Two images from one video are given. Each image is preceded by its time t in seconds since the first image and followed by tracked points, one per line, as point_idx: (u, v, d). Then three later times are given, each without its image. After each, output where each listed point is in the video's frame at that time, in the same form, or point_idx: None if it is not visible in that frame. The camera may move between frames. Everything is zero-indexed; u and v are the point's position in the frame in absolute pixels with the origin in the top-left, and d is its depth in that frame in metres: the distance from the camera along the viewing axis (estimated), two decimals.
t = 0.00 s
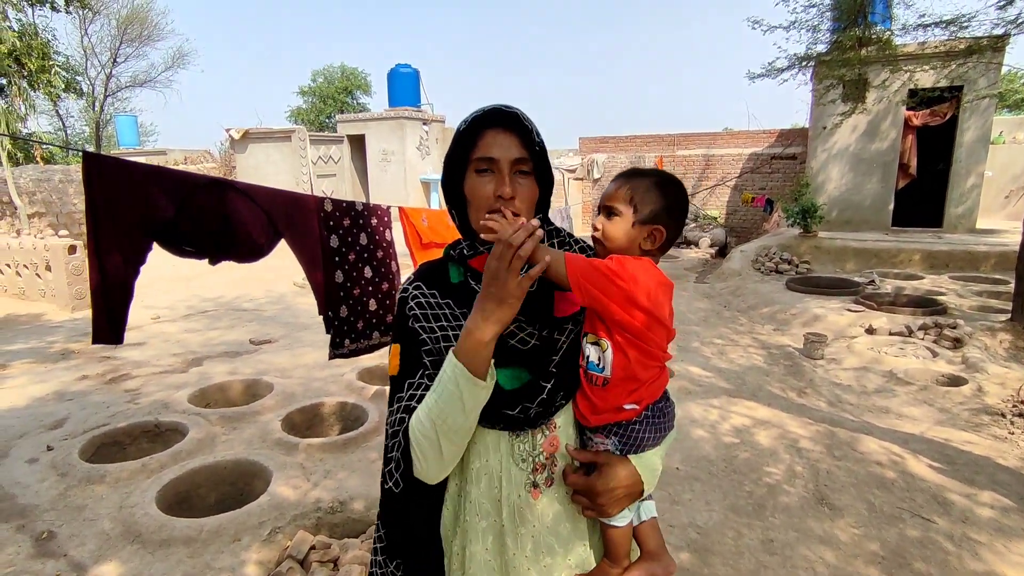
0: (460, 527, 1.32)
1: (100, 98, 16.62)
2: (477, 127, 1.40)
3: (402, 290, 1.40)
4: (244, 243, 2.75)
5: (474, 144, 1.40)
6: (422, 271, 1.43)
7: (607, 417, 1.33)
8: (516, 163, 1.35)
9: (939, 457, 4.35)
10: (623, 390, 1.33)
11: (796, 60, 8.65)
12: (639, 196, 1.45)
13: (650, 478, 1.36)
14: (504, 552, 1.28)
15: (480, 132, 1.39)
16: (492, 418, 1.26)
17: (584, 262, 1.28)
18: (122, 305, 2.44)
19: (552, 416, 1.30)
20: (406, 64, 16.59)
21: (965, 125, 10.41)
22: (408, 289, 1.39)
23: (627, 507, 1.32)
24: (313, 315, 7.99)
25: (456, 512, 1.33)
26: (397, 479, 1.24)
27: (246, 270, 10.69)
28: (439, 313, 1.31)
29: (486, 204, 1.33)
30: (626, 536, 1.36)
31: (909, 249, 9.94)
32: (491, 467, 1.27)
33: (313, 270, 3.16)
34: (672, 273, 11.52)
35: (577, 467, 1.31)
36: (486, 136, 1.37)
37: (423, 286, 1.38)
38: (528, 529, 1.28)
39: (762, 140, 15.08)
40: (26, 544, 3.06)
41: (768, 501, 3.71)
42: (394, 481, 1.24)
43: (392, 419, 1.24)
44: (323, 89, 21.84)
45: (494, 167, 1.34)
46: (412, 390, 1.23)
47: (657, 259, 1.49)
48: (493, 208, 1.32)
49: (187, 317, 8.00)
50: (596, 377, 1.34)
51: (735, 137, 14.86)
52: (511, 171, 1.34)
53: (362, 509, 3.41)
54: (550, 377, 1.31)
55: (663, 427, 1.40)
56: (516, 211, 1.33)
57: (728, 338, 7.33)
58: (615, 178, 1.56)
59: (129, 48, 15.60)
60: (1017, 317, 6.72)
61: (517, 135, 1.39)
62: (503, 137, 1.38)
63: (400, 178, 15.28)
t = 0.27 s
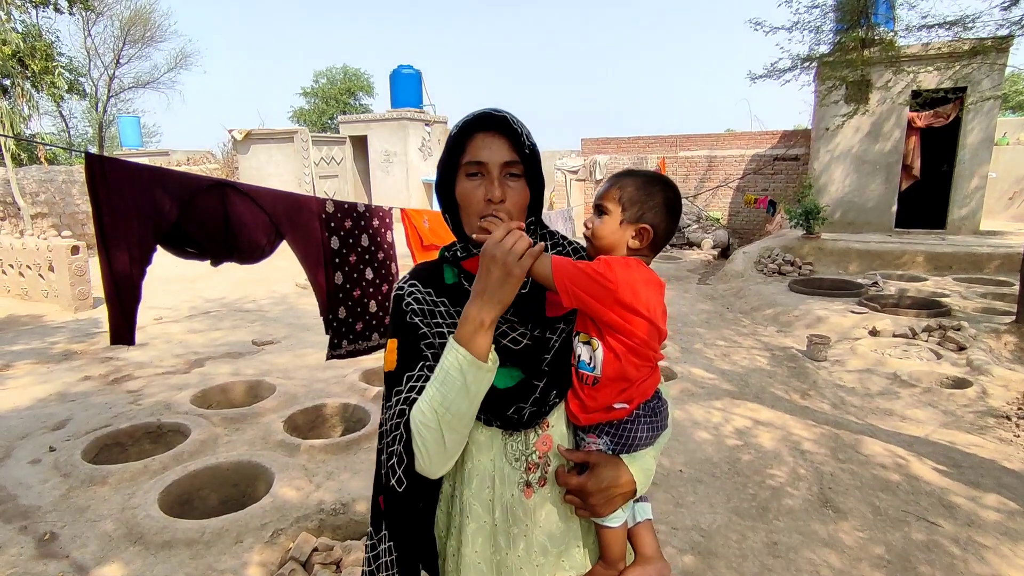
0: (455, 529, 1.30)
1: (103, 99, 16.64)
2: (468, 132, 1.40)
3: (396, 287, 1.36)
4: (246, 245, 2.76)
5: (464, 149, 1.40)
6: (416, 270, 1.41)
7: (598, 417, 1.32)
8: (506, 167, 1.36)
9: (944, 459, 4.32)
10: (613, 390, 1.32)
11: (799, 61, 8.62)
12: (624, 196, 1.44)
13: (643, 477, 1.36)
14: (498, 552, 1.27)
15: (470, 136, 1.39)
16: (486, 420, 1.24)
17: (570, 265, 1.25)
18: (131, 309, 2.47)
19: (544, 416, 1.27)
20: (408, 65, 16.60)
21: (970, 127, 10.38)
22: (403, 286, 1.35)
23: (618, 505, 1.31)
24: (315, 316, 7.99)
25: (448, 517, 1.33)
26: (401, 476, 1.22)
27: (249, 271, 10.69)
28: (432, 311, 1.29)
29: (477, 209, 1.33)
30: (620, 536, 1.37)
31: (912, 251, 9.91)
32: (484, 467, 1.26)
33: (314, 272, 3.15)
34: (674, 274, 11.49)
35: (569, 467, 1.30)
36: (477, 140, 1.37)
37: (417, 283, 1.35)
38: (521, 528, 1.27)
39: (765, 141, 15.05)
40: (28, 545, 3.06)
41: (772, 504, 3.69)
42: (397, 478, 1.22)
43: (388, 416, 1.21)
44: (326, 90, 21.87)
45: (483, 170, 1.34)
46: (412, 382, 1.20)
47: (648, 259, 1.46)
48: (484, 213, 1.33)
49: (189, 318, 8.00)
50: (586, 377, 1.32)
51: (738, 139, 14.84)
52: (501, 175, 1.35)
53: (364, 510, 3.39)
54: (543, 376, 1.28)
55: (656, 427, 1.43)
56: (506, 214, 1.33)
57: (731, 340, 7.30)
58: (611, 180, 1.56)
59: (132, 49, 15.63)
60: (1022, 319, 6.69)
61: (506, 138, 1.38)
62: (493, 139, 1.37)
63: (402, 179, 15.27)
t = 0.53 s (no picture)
0: (447, 540, 1.29)
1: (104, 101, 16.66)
2: (450, 136, 1.40)
3: (385, 294, 1.37)
4: (243, 248, 2.77)
5: (447, 153, 1.39)
6: (405, 276, 1.41)
7: (590, 421, 1.31)
8: (488, 169, 1.35)
9: (947, 462, 4.30)
10: (603, 394, 1.31)
11: (801, 62, 8.61)
12: (611, 202, 1.45)
13: (635, 482, 1.35)
14: (490, 563, 1.26)
15: (451, 141, 1.39)
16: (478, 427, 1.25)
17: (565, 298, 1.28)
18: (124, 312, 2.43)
19: (535, 421, 1.28)
20: (409, 67, 16.60)
21: (971, 128, 10.36)
22: (391, 293, 1.36)
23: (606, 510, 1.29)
24: (316, 318, 7.99)
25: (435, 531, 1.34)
26: (387, 499, 1.21)
27: (249, 273, 10.69)
28: (421, 319, 1.30)
29: (463, 213, 1.33)
30: (612, 544, 1.37)
31: (914, 252, 9.89)
32: (475, 475, 1.25)
33: (313, 275, 3.13)
34: (676, 276, 11.46)
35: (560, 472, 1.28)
36: (459, 144, 1.37)
37: (406, 290, 1.35)
38: (514, 537, 1.26)
39: (766, 143, 15.04)
40: (27, 549, 3.05)
41: (774, 508, 3.67)
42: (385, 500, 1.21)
43: (375, 428, 1.25)
44: (327, 92, 21.89)
45: (466, 175, 1.34)
46: (395, 398, 1.23)
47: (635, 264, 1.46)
48: (469, 217, 1.32)
49: (190, 320, 8.00)
50: (578, 383, 1.32)
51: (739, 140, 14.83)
52: (485, 178, 1.34)
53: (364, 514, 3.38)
54: (533, 381, 1.30)
55: (647, 432, 1.42)
56: (492, 217, 1.33)
57: (733, 342, 7.28)
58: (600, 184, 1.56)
59: (134, 51, 15.64)
60: None
61: (486, 139, 1.38)
62: (474, 143, 1.37)
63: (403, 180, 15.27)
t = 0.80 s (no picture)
0: (440, 547, 1.30)
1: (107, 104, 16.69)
2: (438, 140, 1.40)
3: (374, 301, 1.39)
4: (241, 251, 2.76)
5: (436, 157, 1.39)
6: (394, 281, 1.42)
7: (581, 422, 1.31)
8: (477, 174, 1.36)
9: (950, 466, 4.28)
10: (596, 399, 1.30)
11: (802, 64, 8.59)
12: (610, 210, 1.40)
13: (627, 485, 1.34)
14: (481, 568, 1.27)
15: (439, 145, 1.39)
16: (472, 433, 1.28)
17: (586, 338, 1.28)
18: (113, 316, 2.41)
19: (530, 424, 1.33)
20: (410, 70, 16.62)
21: (974, 130, 10.34)
22: (380, 300, 1.38)
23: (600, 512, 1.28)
24: (317, 320, 7.98)
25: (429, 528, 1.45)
26: (391, 513, 1.34)
27: (250, 275, 10.69)
28: (411, 328, 1.33)
29: (451, 218, 1.32)
30: (605, 548, 1.36)
31: (916, 254, 9.87)
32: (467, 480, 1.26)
33: (313, 279, 3.12)
34: (677, 278, 11.45)
35: (553, 475, 1.28)
36: (447, 149, 1.37)
37: (395, 297, 1.37)
38: (508, 543, 1.25)
39: (768, 145, 15.03)
40: (26, 552, 3.04)
41: (776, 511, 3.65)
42: (389, 513, 1.34)
43: (372, 438, 1.36)
44: (329, 95, 21.92)
45: (455, 180, 1.34)
46: (389, 411, 1.34)
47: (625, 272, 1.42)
48: (457, 221, 1.32)
49: (191, 322, 8.00)
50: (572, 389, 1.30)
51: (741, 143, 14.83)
52: (474, 182, 1.35)
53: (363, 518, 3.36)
54: (524, 385, 1.35)
55: (639, 433, 1.40)
56: (481, 222, 1.33)
57: (734, 344, 7.27)
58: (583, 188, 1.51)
59: (136, 54, 15.68)
60: None
61: (475, 144, 1.38)
62: (463, 147, 1.37)
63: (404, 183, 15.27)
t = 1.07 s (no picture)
0: (441, 554, 1.29)
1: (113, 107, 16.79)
2: (434, 142, 1.40)
3: (372, 307, 1.39)
4: (245, 254, 2.78)
5: (431, 158, 1.39)
6: (392, 286, 1.42)
7: (586, 425, 1.30)
8: (473, 174, 1.35)
9: (957, 471, 4.25)
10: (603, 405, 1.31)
11: (807, 67, 8.57)
12: (625, 219, 1.37)
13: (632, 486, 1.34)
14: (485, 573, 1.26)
15: (435, 146, 1.39)
16: (475, 440, 1.29)
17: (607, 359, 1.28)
18: (131, 317, 2.44)
19: (536, 429, 1.34)
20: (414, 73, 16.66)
21: (979, 133, 10.30)
22: (378, 306, 1.38)
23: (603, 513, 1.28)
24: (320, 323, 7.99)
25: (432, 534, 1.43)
26: (389, 523, 1.31)
27: (255, 277, 10.73)
28: (411, 333, 1.33)
29: (447, 219, 1.32)
30: (608, 548, 1.36)
31: (921, 257, 9.83)
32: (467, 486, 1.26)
33: (317, 281, 3.12)
34: (681, 281, 11.43)
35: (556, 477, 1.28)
36: (444, 150, 1.37)
37: (393, 304, 1.37)
38: (511, 547, 1.26)
39: (771, 148, 15.01)
40: (31, 554, 3.05)
41: (781, 516, 3.63)
42: (388, 523, 1.31)
43: (370, 447, 1.35)
44: (334, 98, 22.00)
45: (451, 181, 1.34)
46: (389, 419, 1.33)
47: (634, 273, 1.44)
48: (453, 222, 1.31)
49: (196, 324, 8.02)
50: (581, 393, 1.32)
51: (745, 146, 14.85)
52: (470, 182, 1.34)
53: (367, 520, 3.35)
54: (527, 390, 1.34)
55: (641, 434, 1.40)
56: (478, 222, 1.32)
57: (738, 347, 7.24)
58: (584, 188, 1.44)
59: (142, 58, 15.77)
60: None
61: (471, 145, 1.38)
62: (460, 148, 1.37)
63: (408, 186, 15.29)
